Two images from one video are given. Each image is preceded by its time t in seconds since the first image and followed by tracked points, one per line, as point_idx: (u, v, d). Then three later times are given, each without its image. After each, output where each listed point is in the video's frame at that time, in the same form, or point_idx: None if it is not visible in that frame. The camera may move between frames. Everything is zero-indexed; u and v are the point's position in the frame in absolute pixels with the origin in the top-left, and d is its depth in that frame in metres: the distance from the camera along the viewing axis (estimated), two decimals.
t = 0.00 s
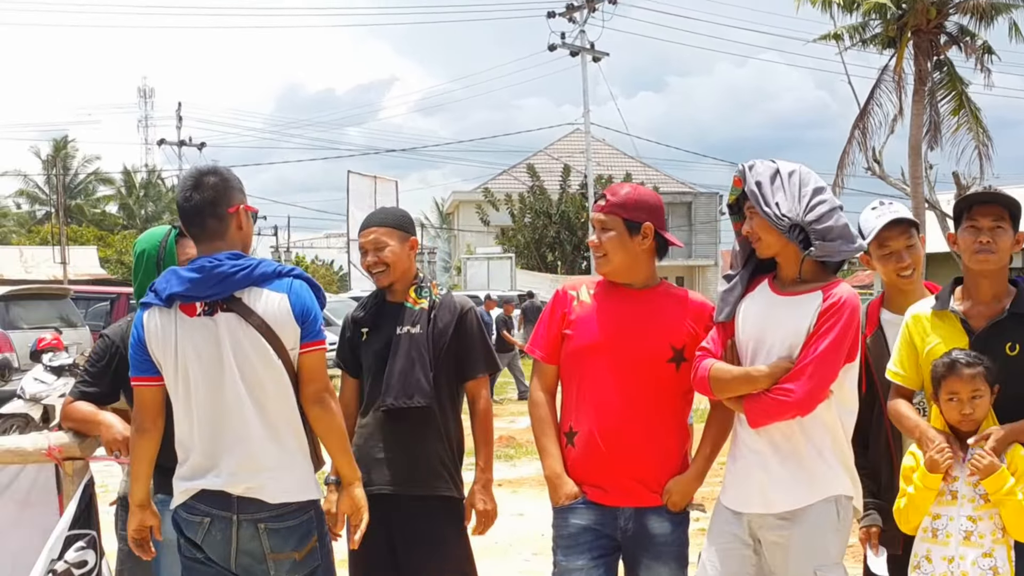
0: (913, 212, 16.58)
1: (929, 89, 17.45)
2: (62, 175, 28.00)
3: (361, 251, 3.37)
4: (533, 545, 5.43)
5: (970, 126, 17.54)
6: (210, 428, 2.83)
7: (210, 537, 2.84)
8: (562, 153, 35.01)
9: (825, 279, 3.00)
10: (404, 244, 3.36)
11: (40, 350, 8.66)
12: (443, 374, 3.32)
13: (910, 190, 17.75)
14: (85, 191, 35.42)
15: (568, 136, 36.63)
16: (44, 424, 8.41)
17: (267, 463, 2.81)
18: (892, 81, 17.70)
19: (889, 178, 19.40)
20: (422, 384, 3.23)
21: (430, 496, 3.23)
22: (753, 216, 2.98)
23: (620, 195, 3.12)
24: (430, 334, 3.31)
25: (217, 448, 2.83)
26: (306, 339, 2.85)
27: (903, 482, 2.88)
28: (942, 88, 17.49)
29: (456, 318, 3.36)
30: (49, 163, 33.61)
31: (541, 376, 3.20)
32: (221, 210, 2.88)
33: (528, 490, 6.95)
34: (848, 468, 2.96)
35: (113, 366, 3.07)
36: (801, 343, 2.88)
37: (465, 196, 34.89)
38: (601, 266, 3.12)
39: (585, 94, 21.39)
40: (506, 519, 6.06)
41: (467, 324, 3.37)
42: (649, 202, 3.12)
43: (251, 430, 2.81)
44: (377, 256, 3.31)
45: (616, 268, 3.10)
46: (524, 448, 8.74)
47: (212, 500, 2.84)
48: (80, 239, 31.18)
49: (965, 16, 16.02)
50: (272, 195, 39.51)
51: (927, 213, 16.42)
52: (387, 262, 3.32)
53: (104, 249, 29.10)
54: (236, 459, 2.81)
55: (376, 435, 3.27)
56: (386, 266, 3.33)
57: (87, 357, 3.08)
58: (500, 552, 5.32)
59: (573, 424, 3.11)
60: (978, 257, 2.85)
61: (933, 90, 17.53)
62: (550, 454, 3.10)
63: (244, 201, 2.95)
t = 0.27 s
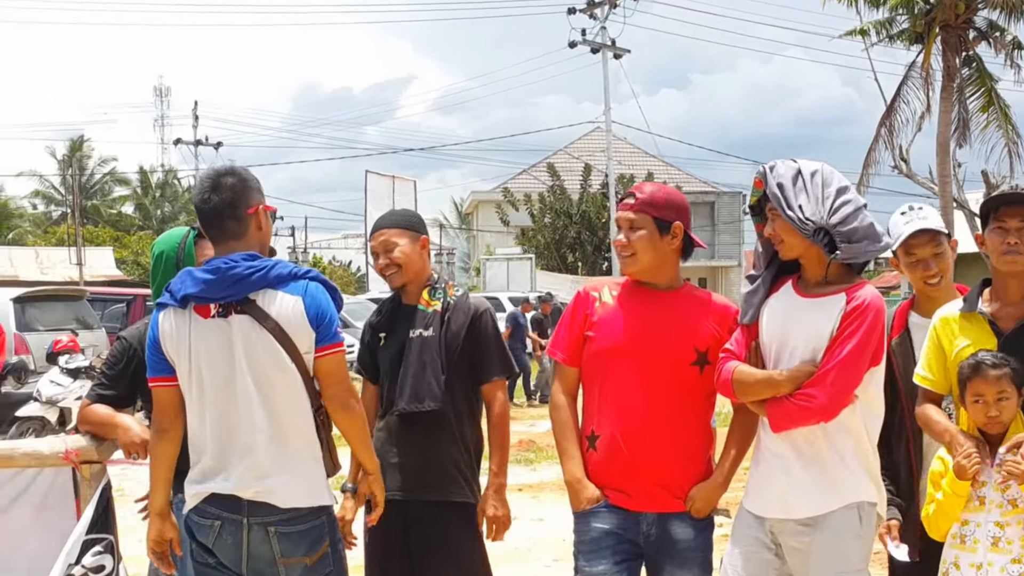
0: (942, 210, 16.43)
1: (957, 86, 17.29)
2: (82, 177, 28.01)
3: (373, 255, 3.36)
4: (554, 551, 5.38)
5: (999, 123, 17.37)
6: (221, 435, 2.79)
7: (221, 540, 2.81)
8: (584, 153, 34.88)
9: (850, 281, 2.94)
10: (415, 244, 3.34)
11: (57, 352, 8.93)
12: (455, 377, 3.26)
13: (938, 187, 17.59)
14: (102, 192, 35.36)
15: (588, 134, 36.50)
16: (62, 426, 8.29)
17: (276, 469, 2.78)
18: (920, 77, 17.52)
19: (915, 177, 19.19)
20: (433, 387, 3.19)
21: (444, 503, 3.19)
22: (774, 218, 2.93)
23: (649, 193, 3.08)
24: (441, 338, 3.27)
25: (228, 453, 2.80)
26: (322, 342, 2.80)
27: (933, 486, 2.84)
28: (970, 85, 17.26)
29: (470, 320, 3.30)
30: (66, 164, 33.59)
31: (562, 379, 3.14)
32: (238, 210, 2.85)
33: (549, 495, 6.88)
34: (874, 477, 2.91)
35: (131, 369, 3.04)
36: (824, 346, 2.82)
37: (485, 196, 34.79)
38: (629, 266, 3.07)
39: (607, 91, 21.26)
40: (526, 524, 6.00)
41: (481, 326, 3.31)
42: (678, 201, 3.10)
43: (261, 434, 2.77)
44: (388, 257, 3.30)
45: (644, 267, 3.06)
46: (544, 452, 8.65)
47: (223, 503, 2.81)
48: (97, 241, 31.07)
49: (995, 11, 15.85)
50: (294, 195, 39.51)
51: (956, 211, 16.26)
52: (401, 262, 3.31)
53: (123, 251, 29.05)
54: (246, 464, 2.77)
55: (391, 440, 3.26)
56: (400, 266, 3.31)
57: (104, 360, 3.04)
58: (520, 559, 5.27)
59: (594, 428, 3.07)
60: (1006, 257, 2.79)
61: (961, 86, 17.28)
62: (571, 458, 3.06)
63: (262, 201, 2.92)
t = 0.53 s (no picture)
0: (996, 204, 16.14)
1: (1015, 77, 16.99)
2: (111, 173, 27.90)
3: (397, 256, 3.23)
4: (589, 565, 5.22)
5: None
6: (236, 446, 2.66)
7: (240, 554, 2.67)
8: (620, 149, 34.55)
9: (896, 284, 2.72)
10: (441, 245, 3.21)
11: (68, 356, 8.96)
12: (478, 383, 3.11)
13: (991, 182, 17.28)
14: (115, 189, 35.20)
15: (622, 131, 36.19)
16: (73, 433, 8.29)
17: (299, 478, 2.65)
18: (975, 68, 17.17)
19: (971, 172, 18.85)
20: (456, 392, 3.05)
21: (468, 516, 3.04)
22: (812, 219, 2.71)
23: (700, 189, 2.95)
24: (462, 343, 3.11)
25: (245, 463, 2.66)
26: (345, 356, 2.70)
27: (990, 503, 2.66)
28: None
29: (496, 322, 3.15)
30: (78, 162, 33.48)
31: (594, 385, 2.99)
32: (264, 209, 2.71)
33: (582, 507, 6.69)
34: (922, 487, 2.76)
35: (148, 374, 2.86)
36: (869, 355, 2.66)
37: (516, 194, 34.54)
38: (676, 266, 2.92)
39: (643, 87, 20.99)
40: (558, 537, 5.84)
41: (504, 330, 3.15)
42: (728, 199, 2.98)
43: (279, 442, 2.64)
44: (412, 257, 3.17)
45: (694, 267, 2.92)
46: (576, 461, 8.44)
47: (242, 515, 2.66)
48: (110, 238, 30.42)
49: None
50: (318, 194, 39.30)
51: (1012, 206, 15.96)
52: (426, 263, 3.18)
53: (135, 250, 28.54)
54: (267, 475, 2.64)
55: (415, 450, 3.12)
56: (425, 267, 3.18)
57: (119, 364, 2.87)
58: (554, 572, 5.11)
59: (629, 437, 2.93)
60: None
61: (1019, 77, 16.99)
62: (605, 468, 2.91)
63: (288, 200, 2.78)
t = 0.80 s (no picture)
0: None
1: None
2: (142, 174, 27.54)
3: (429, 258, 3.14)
4: None
5: None
6: (260, 461, 2.54)
7: (268, 571, 2.55)
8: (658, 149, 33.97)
9: (945, 292, 2.51)
10: (477, 250, 3.12)
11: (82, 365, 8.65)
12: (507, 394, 2.98)
13: None
14: (132, 193, 34.70)
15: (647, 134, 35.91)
16: (87, 446, 8.12)
17: (329, 492, 2.52)
18: None
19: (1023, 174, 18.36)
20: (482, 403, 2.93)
21: (496, 533, 2.92)
22: (862, 218, 2.53)
23: (745, 194, 2.83)
24: (492, 351, 3.00)
25: (271, 476, 2.54)
26: (377, 356, 2.57)
27: None
28: None
29: (527, 331, 3.02)
30: (92, 164, 33.13)
31: (630, 396, 2.87)
32: (282, 213, 2.59)
33: (620, 524, 6.52)
34: (971, 505, 2.55)
35: (166, 386, 2.73)
36: (920, 363, 2.43)
37: (550, 197, 34.03)
38: (717, 274, 2.79)
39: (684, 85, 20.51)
40: (594, 555, 5.72)
41: (538, 337, 3.02)
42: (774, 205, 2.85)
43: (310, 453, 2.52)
44: (446, 262, 3.08)
45: (737, 275, 2.78)
46: (613, 475, 8.20)
47: (268, 532, 2.55)
48: (124, 243, 28.95)
49: None
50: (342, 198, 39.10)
51: None
52: (459, 268, 3.09)
53: (151, 257, 28.17)
54: (294, 490, 2.52)
55: (440, 464, 3.00)
56: (457, 272, 3.09)
57: (137, 375, 2.73)
58: None
59: (666, 451, 2.80)
60: None
61: None
62: (642, 483, 2.78)
63: (309, 203, 2.66)
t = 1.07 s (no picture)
0: None
1: None
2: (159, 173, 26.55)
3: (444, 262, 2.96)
4: None
5: None
6: (261, 482, 2.37)
7: None
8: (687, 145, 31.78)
9: (998, 299, 2.31)
10: (495, 254, 2.94)
11: (72, 378, 7.80)
12: (521, 410, 2.81)
13: None
14: (125, 193, 33.23)
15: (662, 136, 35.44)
16: (80, 465, 7.41)
17: (331, 513, 2.34)
18: None
19: None
20: (495, 420, 2.76)
21: (511, 558, 2.75)
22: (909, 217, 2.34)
23: (771, 196, 2.64)
24: (507, 364, 2.83)
25: (273, 496, 2.37)
26: (374, 366, 2.36)
27: None
28: None
29: (543, 343, 2.84)
30: (83, 163, 32.31)
31: (657, 411, 2.69)
32: (275, 217, 2.42)
33: (642, 546, 6.24)
34: None
35: (161, 402, 2.56)
36: (975, 373, 2.23)
37: (570, 197, 31.02)
38: (740, 280, 2.62)
39: (716, 83, 19.54)
40: None
41: (555, 350, 2.84)
42: (805, 207, 2.66)
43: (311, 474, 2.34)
44: (461, 265, 2.90)
45: (763, 282, 2.61)
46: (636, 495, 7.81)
47: (271, 556, 2.37)
48: (118, 247, 28.57)
49: None
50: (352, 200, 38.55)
51: None
52: (475, 273, 2.90)
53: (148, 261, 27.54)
54: (296, 511, 2.35)
55: (454, 483, 2.84)
56: (474, 277, 2.91)
57: (130, 389, 2.57)
58: None
59: (693, 470, 2.63)
60: None
61: None
62: (667, 504, 2.62)
63: (309, 207, 2.49)
